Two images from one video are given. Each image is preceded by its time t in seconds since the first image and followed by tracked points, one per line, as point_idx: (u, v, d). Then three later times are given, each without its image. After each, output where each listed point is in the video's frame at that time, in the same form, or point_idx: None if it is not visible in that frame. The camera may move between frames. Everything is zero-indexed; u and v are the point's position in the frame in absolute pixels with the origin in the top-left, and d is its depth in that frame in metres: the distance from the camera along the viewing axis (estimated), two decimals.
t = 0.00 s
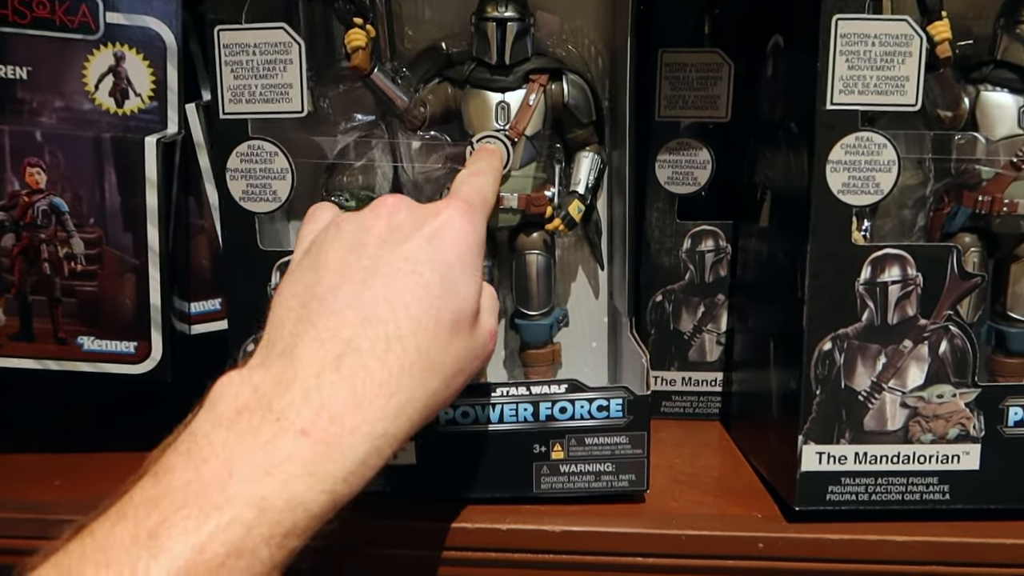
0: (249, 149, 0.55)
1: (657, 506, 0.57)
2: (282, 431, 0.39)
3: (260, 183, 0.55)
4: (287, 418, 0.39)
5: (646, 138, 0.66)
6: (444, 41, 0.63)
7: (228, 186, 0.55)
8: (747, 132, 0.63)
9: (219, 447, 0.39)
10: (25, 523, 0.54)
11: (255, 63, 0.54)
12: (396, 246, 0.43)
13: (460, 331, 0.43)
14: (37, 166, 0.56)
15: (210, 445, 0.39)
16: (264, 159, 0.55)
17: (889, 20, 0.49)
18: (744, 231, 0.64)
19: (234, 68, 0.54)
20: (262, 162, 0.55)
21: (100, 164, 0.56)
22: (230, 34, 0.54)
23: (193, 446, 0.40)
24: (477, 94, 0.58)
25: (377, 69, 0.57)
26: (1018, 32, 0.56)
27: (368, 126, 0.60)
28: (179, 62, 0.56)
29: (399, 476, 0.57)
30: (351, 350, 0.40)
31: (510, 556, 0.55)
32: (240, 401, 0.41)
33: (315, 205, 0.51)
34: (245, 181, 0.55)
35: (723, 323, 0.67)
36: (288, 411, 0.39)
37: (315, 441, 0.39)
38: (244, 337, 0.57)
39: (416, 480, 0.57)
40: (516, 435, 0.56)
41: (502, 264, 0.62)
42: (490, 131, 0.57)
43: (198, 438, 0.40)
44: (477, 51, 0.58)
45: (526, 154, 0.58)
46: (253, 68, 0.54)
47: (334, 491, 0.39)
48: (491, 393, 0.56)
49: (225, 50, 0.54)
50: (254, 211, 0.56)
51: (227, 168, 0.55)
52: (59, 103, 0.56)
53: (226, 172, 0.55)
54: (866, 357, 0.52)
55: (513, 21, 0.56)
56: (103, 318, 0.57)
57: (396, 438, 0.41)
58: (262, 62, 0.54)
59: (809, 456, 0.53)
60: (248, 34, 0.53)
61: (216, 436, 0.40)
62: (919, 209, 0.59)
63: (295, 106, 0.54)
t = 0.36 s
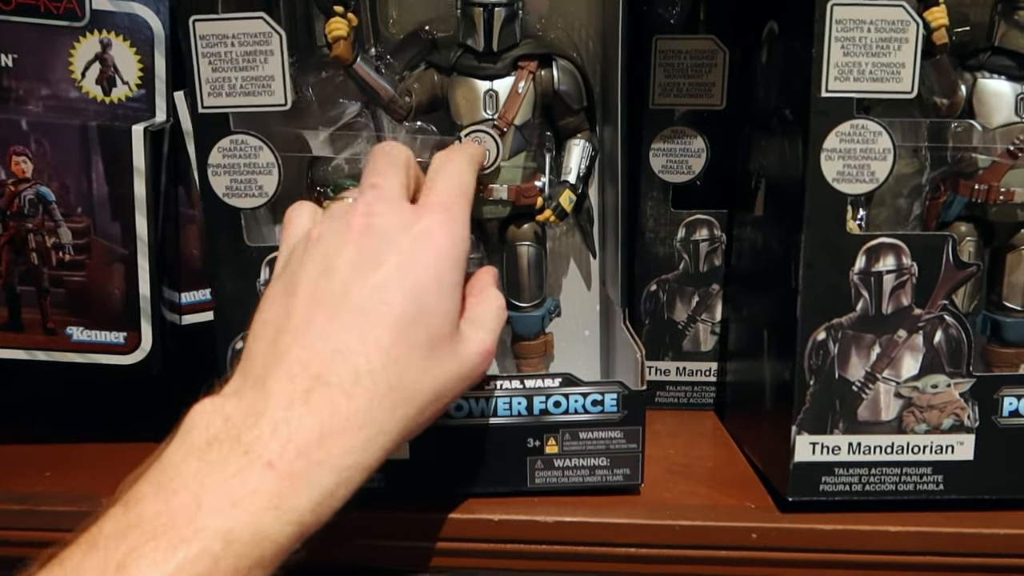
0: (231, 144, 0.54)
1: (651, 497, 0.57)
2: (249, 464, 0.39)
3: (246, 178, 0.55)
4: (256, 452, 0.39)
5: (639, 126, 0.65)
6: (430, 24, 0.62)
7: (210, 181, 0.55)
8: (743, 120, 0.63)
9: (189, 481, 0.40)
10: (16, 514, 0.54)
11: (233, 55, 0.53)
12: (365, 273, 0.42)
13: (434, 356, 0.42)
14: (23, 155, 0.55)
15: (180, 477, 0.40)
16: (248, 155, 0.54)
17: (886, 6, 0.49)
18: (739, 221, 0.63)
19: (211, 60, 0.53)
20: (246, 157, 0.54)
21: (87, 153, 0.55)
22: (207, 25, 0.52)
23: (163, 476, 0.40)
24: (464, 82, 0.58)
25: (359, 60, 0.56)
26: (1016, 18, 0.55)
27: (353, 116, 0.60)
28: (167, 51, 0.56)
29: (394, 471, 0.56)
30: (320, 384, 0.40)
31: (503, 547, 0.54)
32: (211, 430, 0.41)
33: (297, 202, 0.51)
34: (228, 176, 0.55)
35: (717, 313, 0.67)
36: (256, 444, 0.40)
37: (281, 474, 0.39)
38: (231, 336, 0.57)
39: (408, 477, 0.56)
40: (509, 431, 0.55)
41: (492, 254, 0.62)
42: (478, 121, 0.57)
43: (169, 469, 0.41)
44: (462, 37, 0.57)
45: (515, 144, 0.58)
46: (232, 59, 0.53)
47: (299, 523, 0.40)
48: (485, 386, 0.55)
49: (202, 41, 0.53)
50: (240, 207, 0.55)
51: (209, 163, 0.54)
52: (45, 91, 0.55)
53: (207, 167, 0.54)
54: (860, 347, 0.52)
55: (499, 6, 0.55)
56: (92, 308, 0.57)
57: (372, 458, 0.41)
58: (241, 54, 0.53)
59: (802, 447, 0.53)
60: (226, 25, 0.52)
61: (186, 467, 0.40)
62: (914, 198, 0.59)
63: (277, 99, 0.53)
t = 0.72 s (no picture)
0: (221, 131, 0.54)
1: (646, 484, 0.56)
2: (213, 421, 0.40)
3: (236, 166, 0.55)
4: (218, 409, 0.40)
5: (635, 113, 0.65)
6: (422, 10, 0.62)
7: (201, 169, 0.55)
8: (739, 107, 0.62)
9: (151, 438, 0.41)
10: (9, 502, 0.54)
11: (223, 42, 0.52)
12: (327, 234, 0.43)
13: (398, 311, 0.43)
14: (14, 142, 0.55)
15: (143, 435, 0.41)
16: (238, 143, 0.54)
17: None
18: (734, 208, 0.63)
19: (201, 47, 0.53)
20: (237, 145, 0.54)
21: (79, 139, 0.55)
22: (194, 13, 0.52)
23: (127, 436, 0.41)
24: (458, 69, 0.57)
25: (349, 48, 0.56)
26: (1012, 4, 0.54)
27: (346, 103, 0.60)
28: (159, 38, 0.55)
29: (388, 459, 0.56)
30: (281, 341, 0.41)
31: (497, 535, 0.54)
32: (175, 389, 0.42)
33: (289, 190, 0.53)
34: (219, 164, 0.54)
35: (713, 301, 0.67)
36: (219, 402, 0.40)
37: (245, 429, 0.40)
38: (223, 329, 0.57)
39: (403, 465, 0.56)
40: (504, 419, 0.55)
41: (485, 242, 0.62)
42: (472, 109, 0.57)
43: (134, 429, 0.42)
44: (455, 23, 0.57)
45: (509, 132, 0.58)
46: (222, 47, 0.53)
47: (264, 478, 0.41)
48: (478, 374, 0.54)
49: (190, 29, 0.52)
50: (231, 194, 0.55)
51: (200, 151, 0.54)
52: (37, 78, 0.55)
53: (198, 155, 0.54)
54: (856, 334, 0.51)
55: None
56: (84, 296, 0.57)
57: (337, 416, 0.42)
58: (230, 41, 0.53)
59: (798, 433, 0.53)
60: (215, 11, 0.52)
61: (149, 424, 0.41)
62: (911, 184, 0.59)
63: (268, 87, 0.53)
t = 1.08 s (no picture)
0: (228, 115, 0.54)
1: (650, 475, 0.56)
2: (246, 345, 0.39)
3: (244, 150, 0.54)
4: (251, 333, 0.39)
5: (641, 101, 0.65)
6: None
7: (207, 154, 0.54)
8: (745, 96, 0.62)
9: (186, 355, 0.40)
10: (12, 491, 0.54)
11: (232, 22, 0.52)
12: (364, 168, 0.43)
13: (431, 248, 0.43)
14: (18, 129, 0.55)
15: (175, 356, 0.40)
16: (246, 126, 0.54)
17: None
18: (740, 197, 0.62)
19: (210, 27, 0.52)
20: (244, 129, 0.54)
21: (81, 126, 0.55)
22: None
23: (158, 354, 0.40)
24: (462, 55, 0.58)
25: (359, 31, 0.55)
26: None
27: (349, 91, 0.61)
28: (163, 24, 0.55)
29: (397, 449, 0.55)
30: (316, 266, 0.40)
31: (502, 523, 0.54)
32: (205, 312, 0.41)
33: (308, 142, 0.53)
34: (227, 149, 0.54)
35: (718, 292, 0.66)
36: (251, 325, 0.40)
37: (278, 355, 0.39)
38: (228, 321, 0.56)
39: (412, 455, 0.55)
40: (514, 407, 0.55)
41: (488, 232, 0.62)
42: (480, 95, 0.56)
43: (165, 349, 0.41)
44: (461, 9, 0.58)
45: (515, 119, 0.58)
46: (231, 27, 0.52)
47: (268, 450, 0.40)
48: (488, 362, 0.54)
49: (200, 8, 0.52)
50: (236, 180, 0.55)
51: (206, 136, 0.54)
52: (40, 65, 0.55)
53: (205, 140, 0.54)
54: (862, 323, 0.51)
55: None
56: (88, 284, 0.57)
57: (364, 356, 0.41)
58: (240, 21, 0.52)
59: (802, 424, 0.53)
60: None
61: (180, 346, 0.40)
62: (919, 174, 0.58)
63: (277, 70, 0.53)
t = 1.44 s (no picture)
0: (194, 96, 0.52)
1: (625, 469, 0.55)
2: (214, 331, 0.39)
3: (208, 133, 0.52)
4: (218, 319, 0.39)
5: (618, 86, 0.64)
6: None
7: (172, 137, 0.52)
8: (723, 80, 0.61)
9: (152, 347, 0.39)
10: None
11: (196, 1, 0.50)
12: (335, 149, 0.42)
13: (406, 230, 0.41)
14: None
15: (142, 348, 0.39)
16: (211, 108, 0.52)
17: None
18: (718, 184, 0.61)
19: (174, 7, 0.50)
20: (209, 111, 0.52)
21: (38, 114, 0.54)
22: None
23: (126, 351, 0.40)
24: (436, 40, 0.56)
25: (330, 12, 0.54)
26: None
27: (321, 78, 0.59)
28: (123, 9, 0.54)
29: (366, 442, 0.54)
30: (285, 251, 0.40)
31: (472, 519, 0.53)
32: (175, 303, 0.41)
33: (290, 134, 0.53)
34: (191, 131, 0.52)
35: (697, 281, 0.65)
36: (219, 311, 0.39)
37: (246, 339, 0.39)
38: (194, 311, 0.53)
39: (382, 447, 0.54)
40: (487, 397, 0.54)
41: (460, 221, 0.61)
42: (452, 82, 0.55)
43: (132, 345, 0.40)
44: None
45: (488, 104, 0.57)
46: (196, 7, 0.51)
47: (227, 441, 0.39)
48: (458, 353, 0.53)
49: None
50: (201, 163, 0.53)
51: (171, 117, 0.52)
52: None
53: (169, 122, 0.52)
54: (839, 313, 0.50)
55: None
56: (49, 275, 0.55)
57: (335, 345, 0.40)
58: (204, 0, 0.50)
59: (779, 416, 0.51)
60: None
61: (149, 339, 0.40)
62: (900, 160, 0.57)
63: (243, 50, 0.51)
